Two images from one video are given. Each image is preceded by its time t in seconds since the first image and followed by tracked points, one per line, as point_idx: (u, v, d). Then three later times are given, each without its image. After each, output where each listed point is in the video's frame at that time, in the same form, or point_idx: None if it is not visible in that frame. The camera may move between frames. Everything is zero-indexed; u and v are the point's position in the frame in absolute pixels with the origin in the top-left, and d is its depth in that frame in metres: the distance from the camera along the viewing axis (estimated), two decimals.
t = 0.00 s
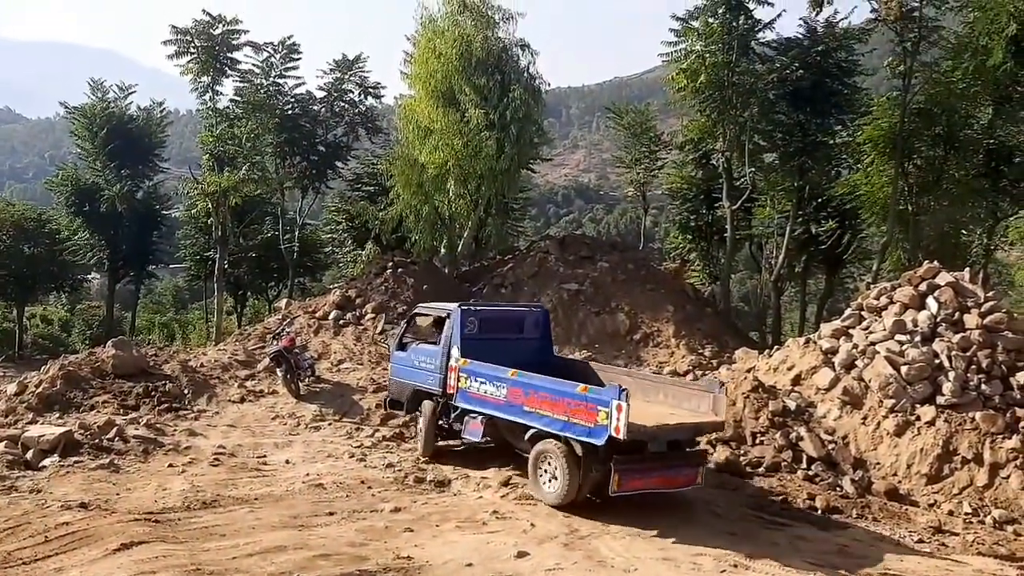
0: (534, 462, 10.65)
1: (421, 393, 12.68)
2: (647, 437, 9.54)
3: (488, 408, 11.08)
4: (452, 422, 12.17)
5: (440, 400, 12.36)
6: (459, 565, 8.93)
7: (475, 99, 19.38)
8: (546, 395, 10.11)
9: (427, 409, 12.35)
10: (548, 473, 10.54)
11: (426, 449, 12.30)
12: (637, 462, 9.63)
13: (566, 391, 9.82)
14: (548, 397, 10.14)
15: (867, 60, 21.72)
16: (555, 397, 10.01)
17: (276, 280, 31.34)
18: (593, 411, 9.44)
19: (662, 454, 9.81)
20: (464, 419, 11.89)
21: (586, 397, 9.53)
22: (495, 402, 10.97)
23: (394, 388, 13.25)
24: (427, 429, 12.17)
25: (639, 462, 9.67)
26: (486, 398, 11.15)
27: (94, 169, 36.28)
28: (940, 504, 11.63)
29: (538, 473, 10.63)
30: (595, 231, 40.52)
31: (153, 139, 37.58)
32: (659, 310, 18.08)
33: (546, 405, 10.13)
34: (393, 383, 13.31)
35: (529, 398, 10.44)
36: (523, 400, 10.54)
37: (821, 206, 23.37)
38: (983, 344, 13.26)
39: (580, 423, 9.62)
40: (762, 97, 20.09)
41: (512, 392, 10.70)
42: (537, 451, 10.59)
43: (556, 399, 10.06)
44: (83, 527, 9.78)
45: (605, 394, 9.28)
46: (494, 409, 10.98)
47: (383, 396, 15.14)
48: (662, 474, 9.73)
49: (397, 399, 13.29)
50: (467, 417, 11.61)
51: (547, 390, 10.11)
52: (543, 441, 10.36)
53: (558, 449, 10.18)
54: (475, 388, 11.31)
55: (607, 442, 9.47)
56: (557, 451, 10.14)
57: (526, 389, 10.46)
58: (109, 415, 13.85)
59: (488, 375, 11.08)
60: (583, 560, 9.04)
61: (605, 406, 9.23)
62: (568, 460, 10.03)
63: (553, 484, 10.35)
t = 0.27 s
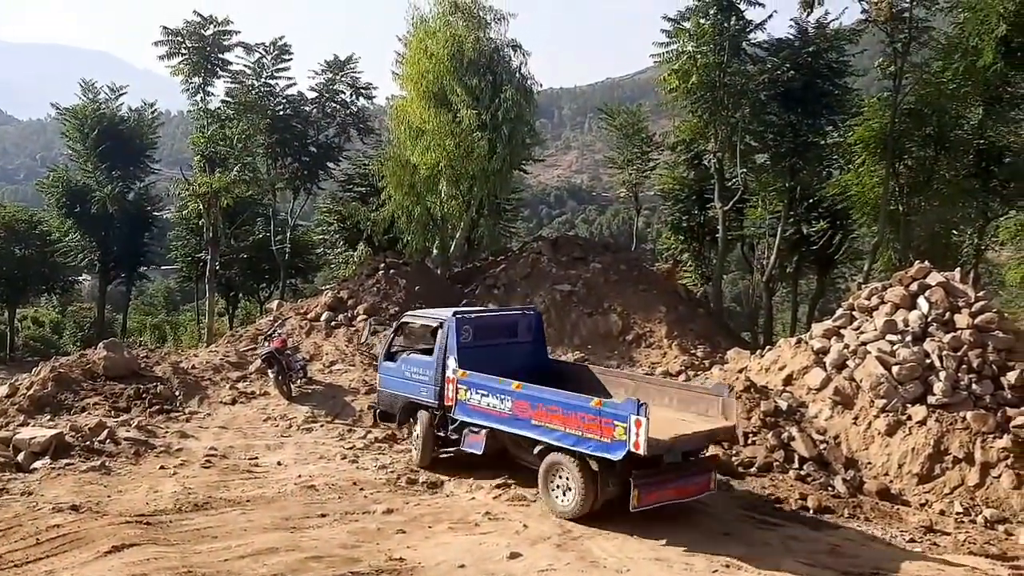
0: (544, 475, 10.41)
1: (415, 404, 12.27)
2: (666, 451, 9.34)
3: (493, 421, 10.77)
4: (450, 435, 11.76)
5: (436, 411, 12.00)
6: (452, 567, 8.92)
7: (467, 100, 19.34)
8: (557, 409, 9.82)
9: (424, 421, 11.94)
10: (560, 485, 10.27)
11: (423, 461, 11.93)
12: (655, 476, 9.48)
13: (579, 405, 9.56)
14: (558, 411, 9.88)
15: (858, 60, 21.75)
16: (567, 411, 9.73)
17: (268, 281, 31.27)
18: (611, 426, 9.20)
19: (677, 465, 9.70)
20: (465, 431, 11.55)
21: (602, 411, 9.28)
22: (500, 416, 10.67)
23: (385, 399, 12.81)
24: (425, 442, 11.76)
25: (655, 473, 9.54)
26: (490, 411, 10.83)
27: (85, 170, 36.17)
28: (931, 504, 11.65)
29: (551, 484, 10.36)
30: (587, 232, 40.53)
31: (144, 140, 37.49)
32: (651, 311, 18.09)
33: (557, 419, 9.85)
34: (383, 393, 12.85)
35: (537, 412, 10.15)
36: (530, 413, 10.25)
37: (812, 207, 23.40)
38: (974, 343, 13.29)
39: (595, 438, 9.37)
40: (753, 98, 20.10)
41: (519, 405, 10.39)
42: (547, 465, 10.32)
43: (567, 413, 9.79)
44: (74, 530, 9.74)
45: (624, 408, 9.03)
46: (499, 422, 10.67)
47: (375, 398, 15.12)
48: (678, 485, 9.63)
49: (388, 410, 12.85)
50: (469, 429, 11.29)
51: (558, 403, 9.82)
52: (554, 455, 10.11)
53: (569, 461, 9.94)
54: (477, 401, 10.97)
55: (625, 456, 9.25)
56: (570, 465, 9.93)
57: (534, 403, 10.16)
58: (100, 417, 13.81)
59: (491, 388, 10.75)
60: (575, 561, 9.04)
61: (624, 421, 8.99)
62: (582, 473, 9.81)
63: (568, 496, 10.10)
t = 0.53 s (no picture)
0: (542, 482, 9.99)
1: (396, 411, 11.67)
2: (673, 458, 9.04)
3: (484, 429, 10.23)
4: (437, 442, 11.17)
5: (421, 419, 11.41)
6: (430, 567, 8.89)
7: (445, 99, 19.25)
8: (558, 417, 9.35)
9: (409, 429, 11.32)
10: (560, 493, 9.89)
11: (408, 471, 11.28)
12: (662, 483, 9.23)
13: (583, 412, 9.11)
14: (559, 418, 9.41)
15: (834, 60, 21.96)
16: (569, 418, 9.27)
17: (245, 281, 31.09)
18: (618, 434, 8.78)
19: (680, 469, 9.47)
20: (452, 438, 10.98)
21: (608, 418, 8.86)
22: (492, 423, 10.13)
23: (363, 407, 12.18)
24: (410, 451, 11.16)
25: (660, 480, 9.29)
26: (481, 418, 10.28)
27: (60, 170, 35.83)
28: (907, 501, 11.76)
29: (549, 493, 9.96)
30: (566, 231, 40.63)
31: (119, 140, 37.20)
32: (630, 310, 18.14)
33: (557, 427, 9.38)
34: (361, 400, 12.25)
35: (535, 419, 9.66)
36: (527, 421, 9.75)
37: (789, 207, 23.54)
38: (948, 342, 13.42)
39: (601, 446, 8.95)
40: (731, 98, 20.18)
41: (514, 412, 9.86)
42: (547, 472, 9.88)
43: (569, 420, 9.33)
44: (49, 533, 9.64)
45: (633, 415, 8.62)
46: (492, 430, 10.14)
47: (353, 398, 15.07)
48: (682, 490, 9.42)
49: (367, 418, 12.23)
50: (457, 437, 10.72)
51: (558, 410, 9.36)
52: (554, 463, 9.66)
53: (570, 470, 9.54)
54: (466, 407, 10.40)
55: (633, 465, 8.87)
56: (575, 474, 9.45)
57: (531, 410, 9.66)
58: (76, 418, 13.67)
59: (483, 395, 10.19)
60: (554, 561, 9.03)
61: (633, 428, 8.58)
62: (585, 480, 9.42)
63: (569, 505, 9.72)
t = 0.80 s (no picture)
0: (535, 486, 9.86)
1: (376, 417, 11.36)
2: (669, 461, 9.00)
3: (473, 435, 10.01)
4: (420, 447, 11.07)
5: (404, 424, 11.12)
6: (408, 568, 8.87)
7: (422, 99, 19.23)
8: (552, 422, 9.19)
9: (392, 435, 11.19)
10: (554, 497, 9.79)
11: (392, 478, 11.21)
12: (658, 487, 9.16)
13: (578, 417, 8.96)
14: (552, 423, 9.24)
15: (809, 61, 22.13)
16: (563, 424, 9.11)
17: (222, 282, 30.87)
18: (615, 438, 8.66)
19: (674, 473, 9.40)
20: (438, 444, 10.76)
21: (605, 423, 8.74)
22: (482, 429, 9.92)
23: (340, 414, 11.82)
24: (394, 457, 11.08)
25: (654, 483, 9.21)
26: (469, 424, 10.06)
27: (34, 170, 35.44)
28: (882, 498, 11.87)
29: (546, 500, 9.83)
30: (543, 231, 40.69)
31: (93, 139, 36.86)
32: (608, 309, 18.19)
33: (551, 433, 9.22)
34: (338, 407, 11.88)
35: (527, 424, 9.48)
36: (518, 426, 9.57)
37: (765, 206, 23.64)
38: (921, 340, 13.55)
39: (597, 451, 8.82)
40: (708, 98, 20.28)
41: (505, 418, 9.67)
42: (541, 476, 9.73)
43: (562, 426, 9.16)
44: (23, 536, 9.54)
45: (631, 419, 8.51)
46: (482, 436, 9.93)
47: (330, 399, 14.99)
48: (675, 492, 9.38)
49: (345, 426, 11.88)
50: (443, 443, 10.60)
51: (552, 416, 9.19)
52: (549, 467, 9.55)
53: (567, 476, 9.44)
54: (454, 414, 10.17)
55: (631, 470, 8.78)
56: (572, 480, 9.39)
57: (523, 415, 9.48)
58: (49, 421, 13.52)
59: (471, 401, 9.96)
60: (532, 560, 9.03)
61: (631, 433, 8.47)
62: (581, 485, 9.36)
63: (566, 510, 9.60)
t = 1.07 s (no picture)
0: (545, 493, 9.66)
1: (374, 430, 11.10)
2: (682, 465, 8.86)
3: (478, 445, 9.83)
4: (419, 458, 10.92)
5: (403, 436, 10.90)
6: (400, 571, 8.86)
7: (413, 101, 19.21)
8: (561, 430, 9.05)
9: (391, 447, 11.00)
10: (564, 503, 9.59)
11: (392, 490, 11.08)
12: (671, 492, 8.98)
13: (589, 424, 8.85)
14: (560, 431, 9.11)
15: (798, 63, 22.22)
16: (573, 431, 8.99)
17: (212, 285, 30.77)
18: (629, 444, 8.58)
19: (685, 475, 9.23)
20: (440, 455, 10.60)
21: (618, 428, 8.65)
22: (487, 439, 9.74)
23: (334, 428, 11.48)
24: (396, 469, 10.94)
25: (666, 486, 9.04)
26: (473, 434, 9.87)
27: (22, 173, 35.30)
28: (872, 498, 11.91)
29: (556, 509, 9.63)
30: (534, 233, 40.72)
31: (82, 141, 36.79)
32: (599, 311, 18.21)
33: (561, 441, 9.09)
34: (330, 421, 11.55)
35: (534, 433, 9.33)
36: (525, 435, 9.41)
37: (755, 207, 23.68)
38: (911, 340, 13.61)
39: (610, 457, 8.73)
40: (698, 100, 20.33)
41: (511, 427, 9.50)
42: (548, 485, 9.58)
43: (572, 433, 9.04)
44: (12, 541, 9.49)
45: (645, 424, 8.43)
46: (487, 446, 9.75)
47: (321, 401, 14.95)
48: (685, 495, 9.23)
49: (338, 440, 11.57)
50: (444, 453, 10.45)
51: (561, 423, 9.06)
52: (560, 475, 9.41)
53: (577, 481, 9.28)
54: (457, 424, 9.96)
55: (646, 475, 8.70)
56: (584, 488, 9.21)
57: (530, 424, 9.32)
58: (38, 424, 13.45)
59: (475, 410, 9.77)
60: (524, 562, 9.03)
61: (647, 438, 8.39)
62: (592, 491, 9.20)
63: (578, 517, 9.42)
